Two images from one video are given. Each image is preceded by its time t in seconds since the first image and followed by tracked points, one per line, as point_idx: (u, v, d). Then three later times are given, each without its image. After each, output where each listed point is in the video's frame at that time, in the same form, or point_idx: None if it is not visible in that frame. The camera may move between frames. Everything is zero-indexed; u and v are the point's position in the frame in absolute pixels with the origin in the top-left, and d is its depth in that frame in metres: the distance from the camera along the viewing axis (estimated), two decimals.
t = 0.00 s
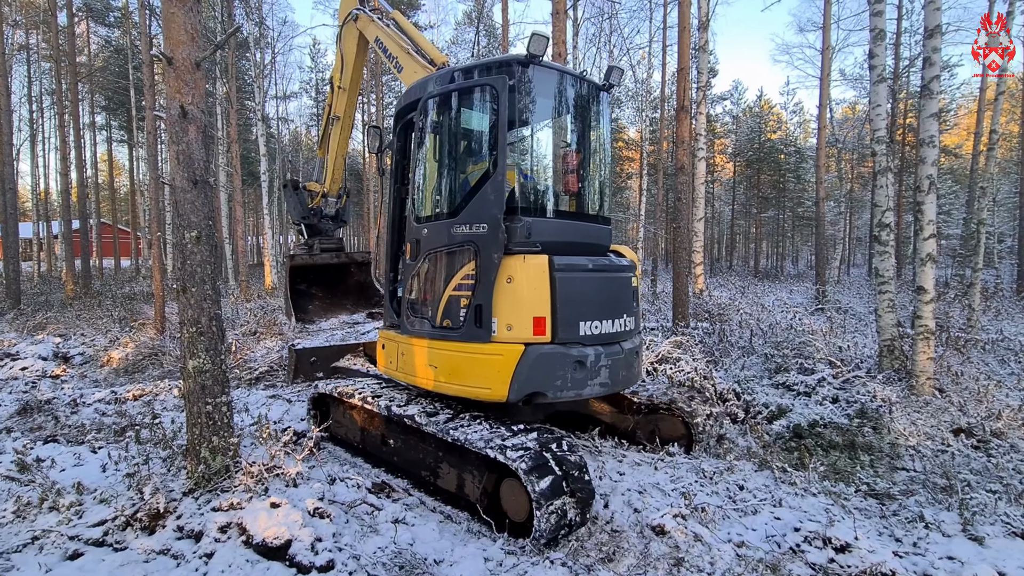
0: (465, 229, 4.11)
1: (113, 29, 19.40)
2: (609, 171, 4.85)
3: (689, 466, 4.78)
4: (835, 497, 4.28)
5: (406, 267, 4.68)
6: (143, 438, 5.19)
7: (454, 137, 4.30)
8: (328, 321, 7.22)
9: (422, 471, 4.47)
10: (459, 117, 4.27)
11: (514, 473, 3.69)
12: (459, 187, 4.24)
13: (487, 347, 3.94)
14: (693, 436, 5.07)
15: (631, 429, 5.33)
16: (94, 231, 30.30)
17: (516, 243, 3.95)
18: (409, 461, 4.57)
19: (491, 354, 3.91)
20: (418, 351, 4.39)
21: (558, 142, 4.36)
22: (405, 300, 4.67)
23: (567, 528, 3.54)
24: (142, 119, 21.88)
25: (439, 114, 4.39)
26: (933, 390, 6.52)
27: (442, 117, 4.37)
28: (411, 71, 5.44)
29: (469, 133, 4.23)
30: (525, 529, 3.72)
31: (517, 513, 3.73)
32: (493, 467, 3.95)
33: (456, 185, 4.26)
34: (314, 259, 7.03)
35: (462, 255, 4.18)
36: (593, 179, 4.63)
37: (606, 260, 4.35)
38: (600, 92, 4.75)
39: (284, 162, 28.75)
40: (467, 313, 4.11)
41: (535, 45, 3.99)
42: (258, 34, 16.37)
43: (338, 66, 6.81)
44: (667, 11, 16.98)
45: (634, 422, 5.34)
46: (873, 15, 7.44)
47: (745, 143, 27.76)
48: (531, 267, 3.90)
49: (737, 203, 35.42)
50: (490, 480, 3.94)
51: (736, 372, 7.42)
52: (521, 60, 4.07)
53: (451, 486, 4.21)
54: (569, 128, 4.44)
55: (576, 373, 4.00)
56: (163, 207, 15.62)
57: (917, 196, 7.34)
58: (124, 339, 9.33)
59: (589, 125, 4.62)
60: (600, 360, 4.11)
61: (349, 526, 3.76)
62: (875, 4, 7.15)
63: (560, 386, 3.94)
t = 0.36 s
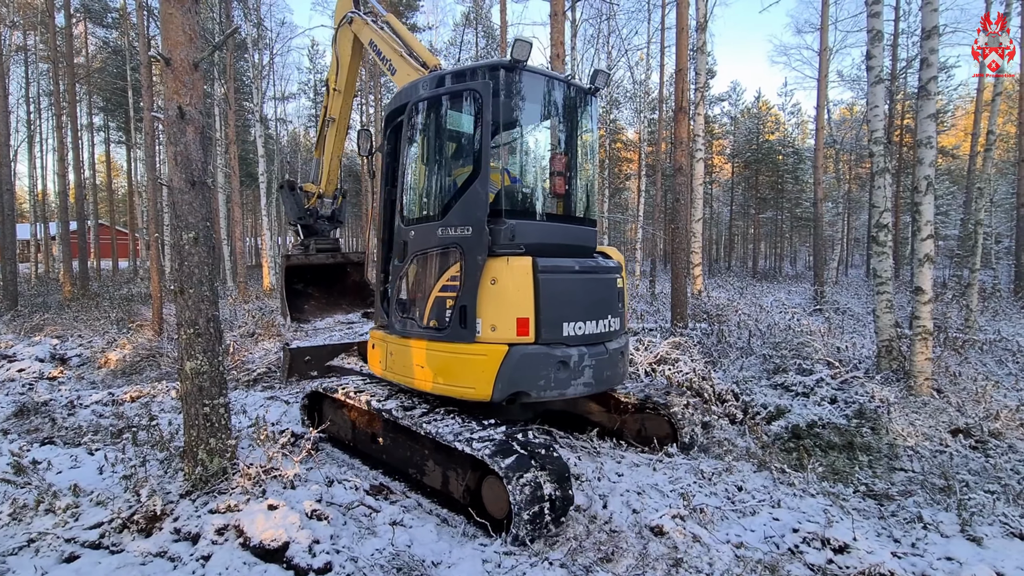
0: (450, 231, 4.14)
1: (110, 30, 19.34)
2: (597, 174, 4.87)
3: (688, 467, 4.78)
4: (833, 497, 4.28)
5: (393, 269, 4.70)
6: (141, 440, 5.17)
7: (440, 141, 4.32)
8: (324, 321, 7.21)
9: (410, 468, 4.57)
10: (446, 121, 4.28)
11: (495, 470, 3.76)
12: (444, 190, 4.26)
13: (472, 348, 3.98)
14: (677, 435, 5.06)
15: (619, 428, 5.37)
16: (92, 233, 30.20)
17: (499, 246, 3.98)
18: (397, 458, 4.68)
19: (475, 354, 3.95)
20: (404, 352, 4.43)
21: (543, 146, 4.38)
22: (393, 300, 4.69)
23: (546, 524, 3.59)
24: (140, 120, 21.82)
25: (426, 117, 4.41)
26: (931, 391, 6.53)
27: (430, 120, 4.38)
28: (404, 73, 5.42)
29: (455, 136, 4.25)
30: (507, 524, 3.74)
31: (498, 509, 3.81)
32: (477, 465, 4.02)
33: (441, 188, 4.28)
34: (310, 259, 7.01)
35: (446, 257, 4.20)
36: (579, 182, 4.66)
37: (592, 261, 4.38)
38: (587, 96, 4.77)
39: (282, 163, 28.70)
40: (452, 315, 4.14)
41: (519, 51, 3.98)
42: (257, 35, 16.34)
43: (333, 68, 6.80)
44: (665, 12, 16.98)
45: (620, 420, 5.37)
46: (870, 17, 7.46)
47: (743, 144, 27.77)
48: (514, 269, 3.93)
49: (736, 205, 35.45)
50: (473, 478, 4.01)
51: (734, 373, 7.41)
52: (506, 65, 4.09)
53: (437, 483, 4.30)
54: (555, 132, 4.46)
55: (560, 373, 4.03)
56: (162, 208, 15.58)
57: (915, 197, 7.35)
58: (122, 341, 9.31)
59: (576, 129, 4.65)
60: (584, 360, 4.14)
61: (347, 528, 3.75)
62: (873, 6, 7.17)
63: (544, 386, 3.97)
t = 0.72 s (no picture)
0: (438, 234, 4.15)
1: (108, 31, 19.28)
2: (584, 176, 4.92)
3: (687, 467, 4.78)
4: (832, 497, 4.27)
5: (383, 271, 4.71)
6: (138, 442, 5.16)
7: (429, 144, 4.33)
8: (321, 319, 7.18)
9: (400, 465, 4.60)
10: (435, 124, 4.30)
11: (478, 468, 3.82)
12: (432, 192, 4.27)
13: (459, 347, 4.01)
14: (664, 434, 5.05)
15: (607, 426, 5.36)
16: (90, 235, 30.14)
17: (487, 248, 4.02)
18: (388, 456, 4.71)
19: (462, 354, 3.99)
20: (393, 351, 4.47)
21: (531, 149, 4.42)
22: (383, 301, 4.70)
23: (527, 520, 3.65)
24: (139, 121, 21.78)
25: (415, 120, 4.42)
26: (930, 390, 6.53)
27: (419, 123, 4.39)
28: (398, 75, 5.42)
29: (444, 139, 4.26)
30: (489, 521, 3.79)
31: (482, 506, 3.84)
32: (462, 463, 4.07)
33: (430, 190, 4.29)
34: (307, 257, 7.01)
35: (434, 258, 4.21)
36: (566, 185, 4.70)
37: (579, 262, 4.41)
38: (574, 100, 4.83)
39: (280, 164, 28.66)
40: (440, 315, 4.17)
41: (505, 55, 4.01)
42: (255, 37, 16.33)
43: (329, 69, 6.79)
44: (664, 12, 16.96)
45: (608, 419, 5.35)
46: (868, 16, 7.45)
47: (742, 144, 27.78)
48: (500, 270, 3.97)
49: (734, 205, 35.44)
50: (460, 475, 4.06)
51: (733, 373, 7.41)
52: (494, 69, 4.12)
53: (425, 480, 4.34)
54: (542, 136, 4.51)
55: (546, 373, 4.06)
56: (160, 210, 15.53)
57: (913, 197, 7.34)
58: (120, 343, 9.29)
59: (563, 133, 4.70)
60: (570, 360, 4.16)
61: (345, 530, 3.73)
62: (871, 5, 7.17)
63: (530, 385, 4.00)
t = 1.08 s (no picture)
0: (427, 236, 4.16)
1: (107, 34, 19.24)
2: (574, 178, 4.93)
3: (685, 468, 4.78)
4: (831, 498, 4.27)
5: (375, 273, 4.72)
6: (136, 444, 5.16)
7: (419, 147, 4.35)
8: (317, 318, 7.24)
9: (390, 464, 4.66)
10: (425, 128, 4.30)
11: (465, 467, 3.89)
12: (422, 196, 4.28)
13: (447, 348, 4.02)
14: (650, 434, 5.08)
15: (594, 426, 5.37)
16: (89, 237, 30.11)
17: (474, 251, 4.02)
18: (379, 454, 4.76)
19: (449, 355, 4.00)
20: (383, 351, 4.51)
21: (520, 153, 4.43)
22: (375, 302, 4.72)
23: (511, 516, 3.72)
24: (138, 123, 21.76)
25: (405, 125, 4.44)
26: (928, 391, 6.54)
27: (409, 128, 4.41)
28: (393, 77, 5.43)
29: (433, 143, 4.27)
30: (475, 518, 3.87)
31: (468, 504, 3.93)
32: (449, 462, 4.14)
33: (420, 193, 4.30)
34: (303, 257, 6.99)
35: (424, 260, 4.22)
36: (556, 187, 4.71)
37: (567, 263, 4.40)
38: (564, 104, 4.85)
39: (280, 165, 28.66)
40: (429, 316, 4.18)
41: (493, 61, 4.02)
42: (254, 39, 16.33)
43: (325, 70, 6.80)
44: (662, 13, 16.98)
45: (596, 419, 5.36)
46: (865, 17, 7.47)
47: (740, 145, 27.82)
48: (487, 272, 3.97)
49: (733, 205, 35.48)
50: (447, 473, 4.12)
51: (732, 374, 7.41)
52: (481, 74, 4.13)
53: (414, 478, 4.41)
54: (531, 140, 4.53)
55: (533, 373, 4.06)
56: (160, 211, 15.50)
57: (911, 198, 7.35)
58: (119, 345, 9.29)
59: (552, 137, 4.72)
60: (557, 360, 4.16)
61: (343, 532, 3.72)
62: (868, 6, 7.18)
63: (517, 385, 4.01)
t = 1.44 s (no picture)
0: (416, 237, 4.17)
1: (105, 35, 19.18)
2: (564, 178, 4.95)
3: (683, 467, 4.78)
4: (829, 497, 4.28)
5: (366, 273, 4.73)
6: (134, 446, 5.15)
7: (408, 149, 4.35)
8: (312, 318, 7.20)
9: (381, 460, 4.73)
10: (414, 130, 4.31)
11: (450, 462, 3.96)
12: (411, 198, 4.29)
13: (434, 347, 4.03)
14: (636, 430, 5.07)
15: (583, 422, 5.39)
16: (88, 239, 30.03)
17: (462, 251, 4.02)
18: (370, 450, 4.83)
19: (437, 353, 4.01)
20: (374, 350, 4.54)
21: (508, 155, 4.44)
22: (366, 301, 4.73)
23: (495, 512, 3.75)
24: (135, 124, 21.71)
25: (395, 127, 4.44)
26: (927, 389, 6.55)
27: (399, 131, 4.41)
28: (386, 78, 5.44)
29: (422, 145, 4.28)
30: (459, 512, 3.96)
31: (453, 498, 4.01)
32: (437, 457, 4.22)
33: (409, 194, 4.31)
34: (298, 257, 6.98)
35: (413, 261, 4.23)
36: (544, 188, 4.72)
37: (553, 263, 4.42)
38: (554, 106, 4.86)
39: (278, 166, 28.65)
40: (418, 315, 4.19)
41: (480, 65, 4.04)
42: (252, 40, 16.30)
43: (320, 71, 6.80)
44: (660, 13, 16.97)
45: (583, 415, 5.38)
46: (862, 16, 7.48)
47: (738, 144, 27.85)
48: (474, 272, 3.98)
49: (732, 205, 35.51)
50: (433, 467, 4.19)
51: (730, 373, 7.42)
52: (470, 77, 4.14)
53: (403, 473, 4.49)
54: (520, 141, 4.53)
55: (518, 371, 4.09)
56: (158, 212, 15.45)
57: (907, 197, 7.36)
58: (117, 347, 9.26)
59: (541, 139, 4.73)
60: (543, 359, 4.18)
61: (342, 532, 3.72)
62: (864, 6, 7.19)
63: (503, 383, 4.04)
